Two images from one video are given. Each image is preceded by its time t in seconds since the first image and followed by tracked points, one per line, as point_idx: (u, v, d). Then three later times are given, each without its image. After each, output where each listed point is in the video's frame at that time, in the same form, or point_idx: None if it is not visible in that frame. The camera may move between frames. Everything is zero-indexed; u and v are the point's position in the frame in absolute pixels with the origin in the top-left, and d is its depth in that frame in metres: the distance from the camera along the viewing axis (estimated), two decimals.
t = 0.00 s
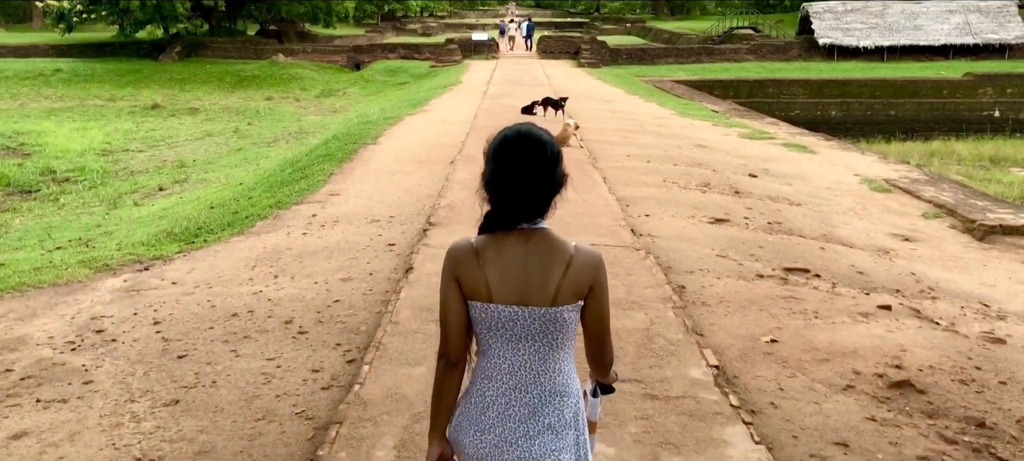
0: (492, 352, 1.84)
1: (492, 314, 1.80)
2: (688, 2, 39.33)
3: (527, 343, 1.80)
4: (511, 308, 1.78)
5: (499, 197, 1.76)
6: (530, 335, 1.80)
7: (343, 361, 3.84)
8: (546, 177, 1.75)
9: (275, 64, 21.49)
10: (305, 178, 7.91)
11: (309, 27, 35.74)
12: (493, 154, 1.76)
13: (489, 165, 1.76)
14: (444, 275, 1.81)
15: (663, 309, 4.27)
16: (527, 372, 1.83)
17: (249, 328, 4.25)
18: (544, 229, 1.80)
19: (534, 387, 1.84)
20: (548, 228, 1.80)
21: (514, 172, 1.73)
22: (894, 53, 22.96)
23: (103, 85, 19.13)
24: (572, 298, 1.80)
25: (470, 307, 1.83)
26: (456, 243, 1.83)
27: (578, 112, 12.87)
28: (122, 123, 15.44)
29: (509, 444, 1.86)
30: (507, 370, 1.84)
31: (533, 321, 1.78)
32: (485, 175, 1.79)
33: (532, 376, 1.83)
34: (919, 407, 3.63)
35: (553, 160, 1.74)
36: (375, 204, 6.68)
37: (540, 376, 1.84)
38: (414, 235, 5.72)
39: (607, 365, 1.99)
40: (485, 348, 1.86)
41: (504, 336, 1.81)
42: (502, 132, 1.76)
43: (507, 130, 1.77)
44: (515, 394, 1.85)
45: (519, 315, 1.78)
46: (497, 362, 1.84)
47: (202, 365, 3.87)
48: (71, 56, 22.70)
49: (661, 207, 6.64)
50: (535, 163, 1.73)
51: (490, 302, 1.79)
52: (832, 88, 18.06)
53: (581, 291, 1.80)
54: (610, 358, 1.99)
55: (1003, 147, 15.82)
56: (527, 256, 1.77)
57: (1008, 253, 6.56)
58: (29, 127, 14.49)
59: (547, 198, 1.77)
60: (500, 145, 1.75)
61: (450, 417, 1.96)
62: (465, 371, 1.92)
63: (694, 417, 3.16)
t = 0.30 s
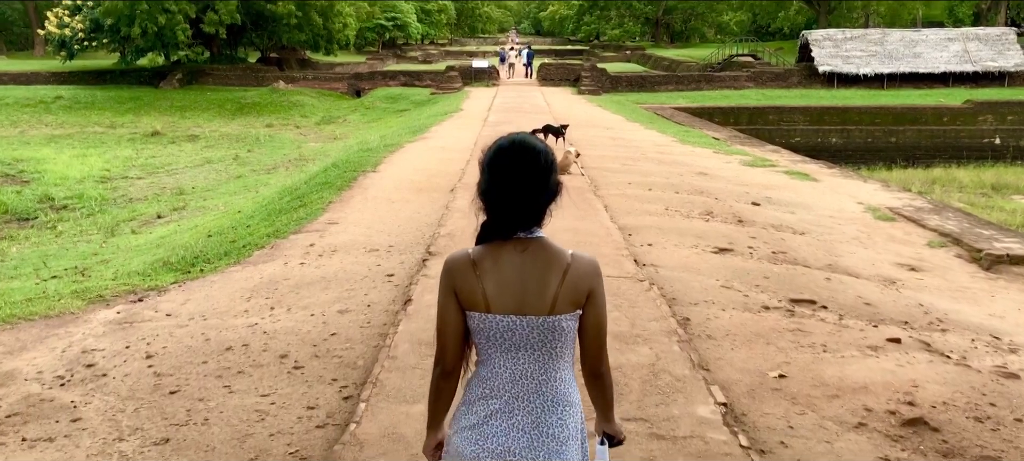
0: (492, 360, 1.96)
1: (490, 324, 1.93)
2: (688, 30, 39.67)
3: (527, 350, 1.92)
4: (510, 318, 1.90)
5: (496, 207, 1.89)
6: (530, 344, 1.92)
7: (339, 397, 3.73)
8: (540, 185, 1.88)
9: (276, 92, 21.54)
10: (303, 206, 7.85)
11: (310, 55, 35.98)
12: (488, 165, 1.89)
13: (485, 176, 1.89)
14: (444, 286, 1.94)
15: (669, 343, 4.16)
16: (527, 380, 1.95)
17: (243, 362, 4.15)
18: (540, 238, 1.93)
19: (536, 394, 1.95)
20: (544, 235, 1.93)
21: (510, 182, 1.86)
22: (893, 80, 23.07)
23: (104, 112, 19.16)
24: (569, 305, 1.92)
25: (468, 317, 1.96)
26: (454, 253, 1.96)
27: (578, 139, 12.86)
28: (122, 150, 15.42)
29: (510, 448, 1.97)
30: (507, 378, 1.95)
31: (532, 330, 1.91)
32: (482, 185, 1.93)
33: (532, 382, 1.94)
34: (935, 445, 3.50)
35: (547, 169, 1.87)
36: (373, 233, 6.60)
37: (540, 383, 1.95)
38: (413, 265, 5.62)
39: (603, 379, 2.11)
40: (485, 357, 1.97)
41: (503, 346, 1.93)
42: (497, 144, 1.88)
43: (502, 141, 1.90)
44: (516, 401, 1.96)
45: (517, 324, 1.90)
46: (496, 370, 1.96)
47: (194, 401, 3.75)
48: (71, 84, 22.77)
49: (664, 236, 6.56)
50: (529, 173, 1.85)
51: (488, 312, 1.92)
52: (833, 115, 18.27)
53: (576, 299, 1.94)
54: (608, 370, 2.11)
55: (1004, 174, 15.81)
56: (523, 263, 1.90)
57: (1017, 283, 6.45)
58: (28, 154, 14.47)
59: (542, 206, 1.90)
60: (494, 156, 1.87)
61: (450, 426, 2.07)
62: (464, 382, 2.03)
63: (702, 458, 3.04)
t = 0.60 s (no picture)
0: (490, 379, 2.05)
1: (486, 343, 2.02)
2: (687, 57, 39.93)
3: (524, 369, 2.01)
4: (508, 336, 2.00)
5: (494, 224, 1.97)
6: (526, 362, 2.01)
7: (334, 432, 3.62)
8: (538, 203, 1.96)
9: (276, 118, 21.57)
10: (301, 233, 7.78)
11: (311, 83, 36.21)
12: (486, 182, 1.97)
13: (483, 193, 1.98)
14: (440, 306, 2.06)
15: (674, 377, 4.05)
16: (526, 398, 2.03)
17: (236, 396, 4.04)
18: (538, 255, 2.02)
19: (536, 412, 2.03)
20: (542, 251, 2.02)
21: (507, 200, 1.95)
22: (893, 107, 23.12)
23: (104, 139, 19.17)
24: (566, 324, 2.01)
25: (464, 335, 2.07)
26: (453, 269, 2.06)
27: (578, 165, 12.85)
28: (121, 176, 15.40)
29: None
30: (505, 396, 2.04)
31: (529, 350, 1.99)
32: (480, 201, 2.01)
33: (531, 401, 2.03)
34: None
35: (544, 187, 1.95)
36: (372, 261, 6.52)
37: (539, 401, 2.03)
38: (412, 295, 5.53)
39: (603, 403, 2.18)
40: (482, 376, 2.06)
41: (500, 364, 2.02)
42: (494, 162, 1.97)
43: (500, 158, 1.98)
44: (517, 420, 2.04)
45: (514, 343, 1.99)
46: (494, 388, 2.04)
47: (184, 437, 3.63)
48: (72, 110, 22.83)
49: (666, 264, 6.48)
50: (526, 190, 1.94)
51: (484, 330, 2.02)
52: (832, 142, 18.26)
53: (573, 319, 2.02)
54: (608, 395, 2.17)
55: (1005, 201, 15.78)
56: (520, 281, 1.99)
57: None
58: (27, 181, 14.45)
59: (538, 224, 1.98)
60: (493, 172, 1.96)
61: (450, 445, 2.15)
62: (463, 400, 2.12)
63: None
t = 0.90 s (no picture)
0: (488, 417, 2.00)
1: (486, 378, 1.97)
2: (686, 85, 40.20)
3: (525, 406, 1.97)
4: (508, 372, 1.95)
5: (495, 257, 1.95)
6: (526, 399, 1.97)
7: None
8: (540, 239, 1.95)
9: (277, 145, 21.61)
10: (299, 261, 7.70)
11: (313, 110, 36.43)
12: (487, 217, 1.96)
13: (484, 227, 1.96)
14: (440, 341, 1.99)
15: (677, 414, 3.94)
16: (528, 436, 1.99)
17: (228, 432, 3.93)
18: (538, 291, 1.99)
19: (536, 450, 1.99)
20: (543, 287, 1.99)
21: (509, 234, 1.94)
22: (892, 134, 23.18)
23: (104, 165, 19.20)
24: (568, 360, 1.97)
25: (462, 373, 2.01)
26: (452, 305, 2.01)
27: (578, 192, 12.82)
28: (120, 203, 15.38)
29: None
30: (507, 432, 1.99)
31: (530, 386, 1.95)
32: (480, 236, 2.00)
33: (531, 440, 1.98)
34: None
35: (546, 223, 1.95)
36: (370, 291, 6.43)
37: (541, 439, 1.99)
38: (410, 326, 5.43)
39: (603, 439, 2.13)
40: (481, 414, 2.01)
41: (500, 401, 1.97)
42: (496, 197, 1.96)
43: (501, 193, 1.98)
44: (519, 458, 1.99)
45: (515, 379, 1.95)
46: (494, 426, 1.99)
47: None
48: (73, 137, 22.91)
49: (668, 294, 6.38)
50: (529, 225, 1.93)
51: (484, 366, 1.96)
52: (833, 170, 18.42)
53: (574, 355, 1.98)
54: (608, 433, 2.12)
55: (1006, 228, 15.76)
56: (522, 316, 1.95)
57: None
58: (27, 207, 14.43)
59: (539, 260, 1.97)
60: (494, 208, 1.95)
61: None
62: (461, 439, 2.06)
63: None
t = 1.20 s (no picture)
0: None
1: (493, 425, 1.97)
2: (685, 111, 40.33)
3: (530, 453, 1.96)
4: (513, 420, 1.95)
5: (500, 303, 1.99)
6: (532, 445, 1.96)
7: None
8: (544, 285, 2.01)
9: (277, 171, 21.58)
10: (297, 289, 7.62)
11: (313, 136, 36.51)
12: (492, 262, 2.02)
13: (489, 272, 2.02)
14: (446, 387, 1.98)
15: (683, 449, 3.84)
16: None
17: None
18: (542, 338, 2.01)
19: None
20: (546, 333, 2.02)
21: (515, 279, 1.99)
22: (893, 161, 23.15)
23: (104, 191, 19.16)
24: (573, 406, 1.99)
25: (467, 420, 2.00)
26: (457, 350, 2.02)
27: (579, 218, 12.76)
28: (120, 229, 15.31)
29: None
30: None
31: (535, 432, 1.95)
32: (485, 281, 2.04)
33: None
34: None
35: (550, 269, 2.00)
36: (369, 320, 6.35)
37: None
38: (409, 357, 5.33)
39: None
40: None
41: (506, 448, 1.96)
42: (502, 242, 2.03)
43: (505, 239, 2.04)
44: None
45: (520, 425, 1.95)
46: None
47: None
48: (74, 163, 22.89)
49: (671, 324, 6.28)
50: (534, 270, 1.99)
51: (491, 412, 1.96)
52: (834, 197, 18.64)
53: (578, 400, 2.00)
54: None
55: (1009, 255, 15.69)
56: (528, 361, 1.96)
57: None
58: (25, 233, 14.36)
59: (542, 305, 2.01)
60: (499, 255, 2.01)
61: None
62: None
63: None
